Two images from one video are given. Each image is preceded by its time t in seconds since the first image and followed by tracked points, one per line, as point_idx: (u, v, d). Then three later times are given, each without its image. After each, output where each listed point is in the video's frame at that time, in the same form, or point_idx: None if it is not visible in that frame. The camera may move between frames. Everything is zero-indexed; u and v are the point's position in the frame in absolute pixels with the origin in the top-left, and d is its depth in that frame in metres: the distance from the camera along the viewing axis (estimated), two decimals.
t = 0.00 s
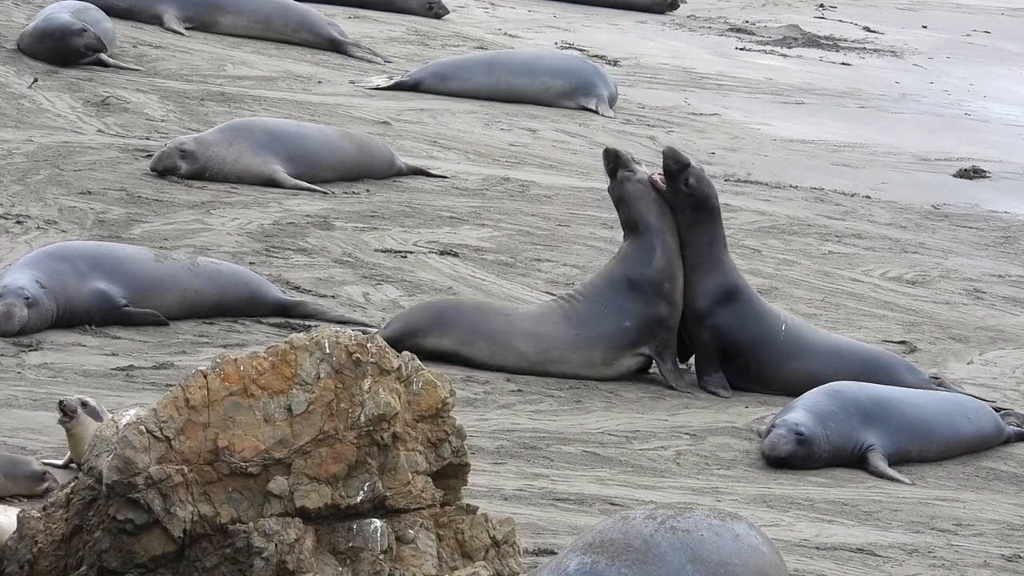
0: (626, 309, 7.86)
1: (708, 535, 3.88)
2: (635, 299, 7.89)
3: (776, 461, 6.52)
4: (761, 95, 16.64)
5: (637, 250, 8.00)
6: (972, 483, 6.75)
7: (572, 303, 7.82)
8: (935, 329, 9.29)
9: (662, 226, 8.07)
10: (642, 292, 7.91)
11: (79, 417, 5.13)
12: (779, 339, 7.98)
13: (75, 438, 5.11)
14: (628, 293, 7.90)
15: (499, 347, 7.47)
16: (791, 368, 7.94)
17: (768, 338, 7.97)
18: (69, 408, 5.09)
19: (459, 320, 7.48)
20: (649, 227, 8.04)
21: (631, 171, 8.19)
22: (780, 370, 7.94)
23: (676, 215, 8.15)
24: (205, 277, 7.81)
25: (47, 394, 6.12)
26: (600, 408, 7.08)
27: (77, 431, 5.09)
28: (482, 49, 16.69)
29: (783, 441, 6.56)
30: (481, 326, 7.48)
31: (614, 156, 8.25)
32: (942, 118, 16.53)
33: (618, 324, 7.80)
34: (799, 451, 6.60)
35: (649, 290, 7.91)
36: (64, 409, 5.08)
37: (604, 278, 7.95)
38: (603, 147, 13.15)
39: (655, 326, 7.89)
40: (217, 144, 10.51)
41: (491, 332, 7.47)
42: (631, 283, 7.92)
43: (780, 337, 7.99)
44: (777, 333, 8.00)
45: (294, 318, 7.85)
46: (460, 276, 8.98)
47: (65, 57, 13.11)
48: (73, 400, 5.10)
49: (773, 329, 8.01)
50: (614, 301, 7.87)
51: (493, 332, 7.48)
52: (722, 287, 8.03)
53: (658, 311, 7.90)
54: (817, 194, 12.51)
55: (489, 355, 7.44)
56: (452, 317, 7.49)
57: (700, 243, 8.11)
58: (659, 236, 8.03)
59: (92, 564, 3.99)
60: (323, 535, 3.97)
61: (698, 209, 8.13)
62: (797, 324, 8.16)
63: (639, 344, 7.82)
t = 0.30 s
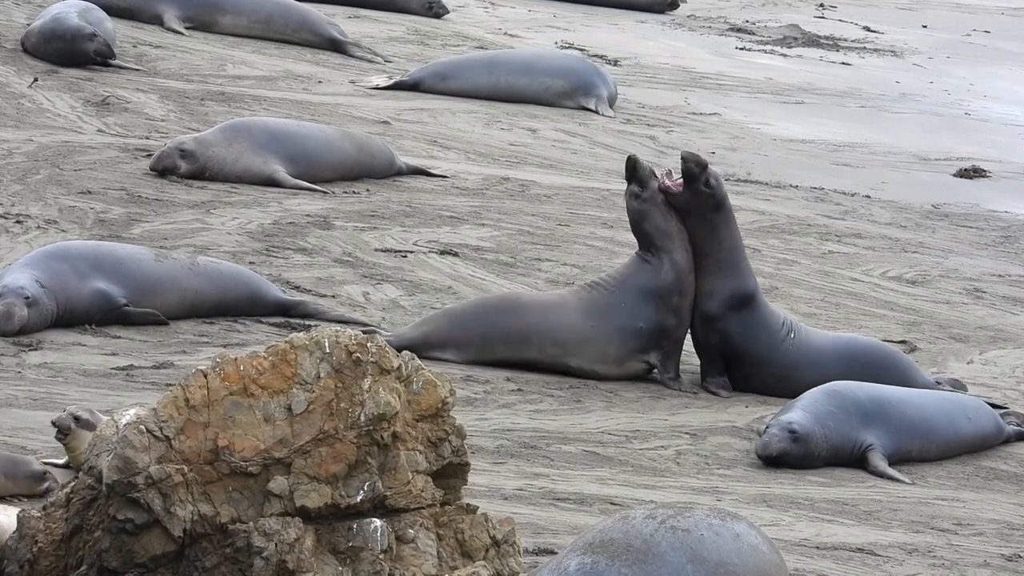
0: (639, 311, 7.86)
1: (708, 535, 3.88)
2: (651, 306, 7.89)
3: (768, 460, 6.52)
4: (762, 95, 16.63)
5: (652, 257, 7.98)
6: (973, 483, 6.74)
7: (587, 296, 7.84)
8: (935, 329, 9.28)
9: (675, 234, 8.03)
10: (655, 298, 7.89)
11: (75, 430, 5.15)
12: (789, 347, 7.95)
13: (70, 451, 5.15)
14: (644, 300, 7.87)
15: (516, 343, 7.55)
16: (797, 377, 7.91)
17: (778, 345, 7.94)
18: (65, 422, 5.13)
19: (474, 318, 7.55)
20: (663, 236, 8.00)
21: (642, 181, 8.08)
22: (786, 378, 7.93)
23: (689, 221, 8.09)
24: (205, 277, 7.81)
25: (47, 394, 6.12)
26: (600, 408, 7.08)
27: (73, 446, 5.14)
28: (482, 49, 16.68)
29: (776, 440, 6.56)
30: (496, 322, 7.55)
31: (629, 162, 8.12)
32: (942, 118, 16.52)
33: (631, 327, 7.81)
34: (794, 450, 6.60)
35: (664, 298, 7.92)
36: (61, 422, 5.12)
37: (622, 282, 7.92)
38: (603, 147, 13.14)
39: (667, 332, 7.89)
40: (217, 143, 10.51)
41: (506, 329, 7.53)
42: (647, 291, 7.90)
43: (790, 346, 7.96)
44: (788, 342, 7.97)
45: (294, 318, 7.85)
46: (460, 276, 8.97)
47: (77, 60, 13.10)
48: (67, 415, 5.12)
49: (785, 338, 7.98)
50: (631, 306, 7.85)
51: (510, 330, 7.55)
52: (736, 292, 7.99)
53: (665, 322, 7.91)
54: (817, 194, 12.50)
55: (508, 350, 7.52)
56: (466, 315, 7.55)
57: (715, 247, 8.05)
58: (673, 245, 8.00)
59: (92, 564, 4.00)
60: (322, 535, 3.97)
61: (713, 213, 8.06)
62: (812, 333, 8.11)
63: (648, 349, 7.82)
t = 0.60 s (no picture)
0: (638, 309, 7.87)
1: (708, 535, 3.88)
2: (640, 300, 7.89)
3: (766, 460, 6.52)
4: (761, 95, 16.63)
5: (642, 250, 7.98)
6: (972, 483, 6.75)
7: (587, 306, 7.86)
8: (935, 329, 9.28)
9: (669, 227, 8.01)
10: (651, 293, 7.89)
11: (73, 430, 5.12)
12: (797, 350, 7.93)
13: (66, 450, 5.12)
14: (632, 294, 7.90)
15: (529, 354, 7.64)
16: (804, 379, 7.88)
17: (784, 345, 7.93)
18: (59, 421, 5.08)
19: (487, 329, 7.61)
20: (655, 227, 7.98)
21: (649, 167, 8.07)
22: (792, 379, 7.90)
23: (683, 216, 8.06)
24: (205, 277, 7.81)
25: (47, 394, 6.12)
26: (600, 408, 7.08)
27: (69, 447, 5.11)
28: (482, 49, 16.68)
29: (774, 441, 6.57)
30: (509, 334, 7.63)
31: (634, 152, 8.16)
32: (942, 118, 16.52)
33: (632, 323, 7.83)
34: (793, 450, 6.60)
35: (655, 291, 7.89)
36: (54, 422, 5.06)
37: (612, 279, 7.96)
38: (603, 147, 13.15)
39: (666, 329, 7.87)
40: (217, 144, 10.51)
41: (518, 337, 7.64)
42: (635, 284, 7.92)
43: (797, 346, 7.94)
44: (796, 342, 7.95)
45: (294, 318, 7.85)
46: (460, 276, 8.97)
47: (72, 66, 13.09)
48: (63, 415, 5.08)
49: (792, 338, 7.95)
50: (621, 304, 7.87)
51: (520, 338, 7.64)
52: (738, 292, 7.96)
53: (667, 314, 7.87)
54: (817, 194, 12.51)
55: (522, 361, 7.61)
56: (479, 328, 7.61)
57: (709, 245, 8.02)
58: (664, 236, 7.98)
59: (92, 564, 4.00)
60: (322, 535, 3.97)
61: (709, 212, 8.04)
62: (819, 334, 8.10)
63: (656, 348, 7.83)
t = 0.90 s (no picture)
0: (637, 304, 7.89)
1: (708, 535, 3.88)
2: (637, 295, 7.92)
3: (767, 461, 6.52)
4: (762, 95, 16.64)
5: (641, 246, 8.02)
6: (972, 483, 6.75)
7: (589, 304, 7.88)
8: (935, 329, 9.28)
9: (671, 224, 8.04)
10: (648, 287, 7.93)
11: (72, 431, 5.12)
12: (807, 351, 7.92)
13: (66, 450, 5.12)
14: (630, 290, 7.93)
15: (535, 353, 7.63)
16: (820, 374, 7.90)
17: (797, 342, 7.92)
18: (60, 420, 5.07)
19: (494, 328, 7.60)
20: (657, 223, 8.01)
21: (657, 162, 8.08)
22: (806, 375, 7.92)
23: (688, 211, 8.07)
24: (205, 277, 7.81)
25: (47, 394, 6.12)
26: (600, 408, 7.09)
27: (69, 447, 5.11)
28: (482, 49, 16.68)
29: (775, 441, 6.57)
30: (515, 332, 7.63)
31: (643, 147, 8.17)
32: (942, 118, 16.53)
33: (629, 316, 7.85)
34: (794, 450, 6.61)
35: (654, 285, 7.93)
36: (55, 420, 5.06)
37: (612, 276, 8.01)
38: (603, 147, 13.15)
39: (665, 322, 7.88)
40: (217, 144, 10.51)
41: (523, 336, 7.63)
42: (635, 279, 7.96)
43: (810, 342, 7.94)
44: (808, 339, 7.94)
45: (294, 318, 7.85)
46: (460, 276, 8.98)
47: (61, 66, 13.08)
48: (64, 414, 5.08)
49: (805, 333, 7.95)
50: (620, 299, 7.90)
51: (526, 336, 7.64)
52: (747, 294, 7.95)
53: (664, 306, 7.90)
54: (817, 194, 12.51)
55: (528, 360, 7.61)
56: (486, 328, 7.60)
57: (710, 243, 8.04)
58: (665, 232, 8.01)
59: (92, 564, 4.00)
60: (322, 535, 3.97)
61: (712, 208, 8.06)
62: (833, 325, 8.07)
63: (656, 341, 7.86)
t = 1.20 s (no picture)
0: (624, 299, 7.89)
1: (708, 535, 3.88)
2: (624, 287, 7.93)
3: (767, 461, 6.53)
4: (762, 95, 16.63)
5: (637, 235, 8.01)
6: (972, 483, 6.75)
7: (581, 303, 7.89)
8: (935, 329, 9.28)
9: (674, 219, 8.05)
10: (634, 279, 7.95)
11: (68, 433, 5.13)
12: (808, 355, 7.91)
13: (65, 452, 5.14)
14: (618, 280, 7.95)
15: (532, 353, 7.65)
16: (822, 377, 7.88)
17: (795, 350, 7.91)
18: (56, 421, 5.13)
19: (491, 329, 7.61)
20: (662, 216, 8.03)
21: (680, 156, 8.07)
22: (802, 380, 7.88)
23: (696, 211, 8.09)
24: (205, 277, 7.81)
25: (47, 394, 6.12)
26: (600, 408, 7.09)
27: (67, 447, 5.12)
28: (482, 49, 16.68)
29: (775, 441, 6.57)
30: (512, 332, 7.63)
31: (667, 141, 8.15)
32: (942, 118, 16.53)
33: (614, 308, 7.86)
34: (794, 451, 6.61)
35: (642, 277, 7.95)
36: (50, 421, 5.11)
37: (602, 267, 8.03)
38: (604, 147, 13.15)
39: (648, 313, 7.88)
40: (217, 143, 10.51)
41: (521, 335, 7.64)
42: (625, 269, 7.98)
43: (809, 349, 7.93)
44: (806, 347, 7.94)
45: (294, 318, 7.84)
46: (460, 276, 8.97)
47: (50, 64, 13.14)
48: (59, 414, 5.12)
49: (804, 342, 7.95)
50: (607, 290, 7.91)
51: (523, 336, 7.65)
52: (747, 298, 7.98)
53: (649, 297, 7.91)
54: (818, 194, 12.51)
55: (525, 360, 7.62)
56: (483, 329, 7.60)
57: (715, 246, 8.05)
58: (668, 226, 8.02)
59: (92, 564, 4.00)
60: (323, 535, 3.97)
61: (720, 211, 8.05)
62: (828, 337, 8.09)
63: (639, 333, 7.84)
